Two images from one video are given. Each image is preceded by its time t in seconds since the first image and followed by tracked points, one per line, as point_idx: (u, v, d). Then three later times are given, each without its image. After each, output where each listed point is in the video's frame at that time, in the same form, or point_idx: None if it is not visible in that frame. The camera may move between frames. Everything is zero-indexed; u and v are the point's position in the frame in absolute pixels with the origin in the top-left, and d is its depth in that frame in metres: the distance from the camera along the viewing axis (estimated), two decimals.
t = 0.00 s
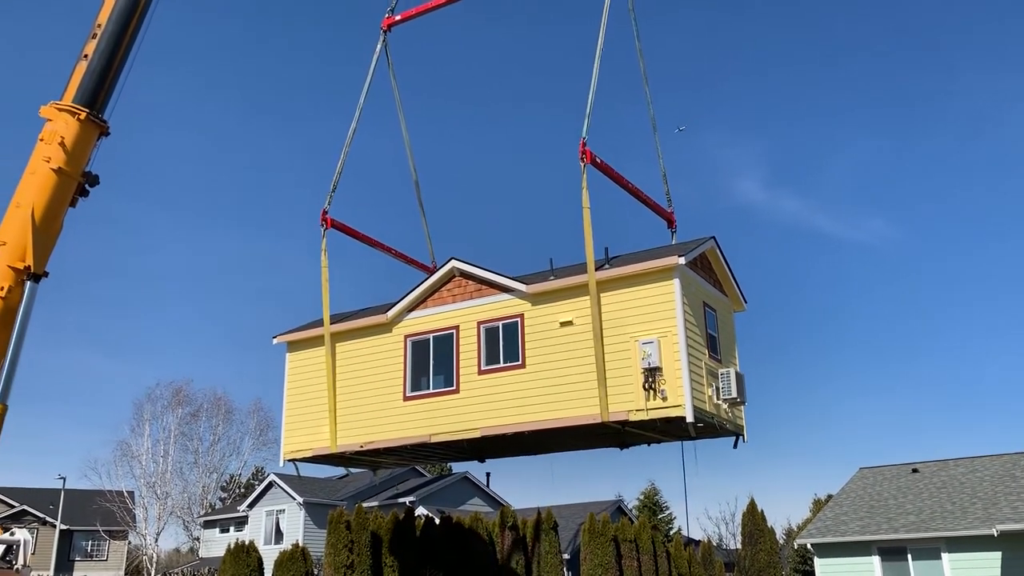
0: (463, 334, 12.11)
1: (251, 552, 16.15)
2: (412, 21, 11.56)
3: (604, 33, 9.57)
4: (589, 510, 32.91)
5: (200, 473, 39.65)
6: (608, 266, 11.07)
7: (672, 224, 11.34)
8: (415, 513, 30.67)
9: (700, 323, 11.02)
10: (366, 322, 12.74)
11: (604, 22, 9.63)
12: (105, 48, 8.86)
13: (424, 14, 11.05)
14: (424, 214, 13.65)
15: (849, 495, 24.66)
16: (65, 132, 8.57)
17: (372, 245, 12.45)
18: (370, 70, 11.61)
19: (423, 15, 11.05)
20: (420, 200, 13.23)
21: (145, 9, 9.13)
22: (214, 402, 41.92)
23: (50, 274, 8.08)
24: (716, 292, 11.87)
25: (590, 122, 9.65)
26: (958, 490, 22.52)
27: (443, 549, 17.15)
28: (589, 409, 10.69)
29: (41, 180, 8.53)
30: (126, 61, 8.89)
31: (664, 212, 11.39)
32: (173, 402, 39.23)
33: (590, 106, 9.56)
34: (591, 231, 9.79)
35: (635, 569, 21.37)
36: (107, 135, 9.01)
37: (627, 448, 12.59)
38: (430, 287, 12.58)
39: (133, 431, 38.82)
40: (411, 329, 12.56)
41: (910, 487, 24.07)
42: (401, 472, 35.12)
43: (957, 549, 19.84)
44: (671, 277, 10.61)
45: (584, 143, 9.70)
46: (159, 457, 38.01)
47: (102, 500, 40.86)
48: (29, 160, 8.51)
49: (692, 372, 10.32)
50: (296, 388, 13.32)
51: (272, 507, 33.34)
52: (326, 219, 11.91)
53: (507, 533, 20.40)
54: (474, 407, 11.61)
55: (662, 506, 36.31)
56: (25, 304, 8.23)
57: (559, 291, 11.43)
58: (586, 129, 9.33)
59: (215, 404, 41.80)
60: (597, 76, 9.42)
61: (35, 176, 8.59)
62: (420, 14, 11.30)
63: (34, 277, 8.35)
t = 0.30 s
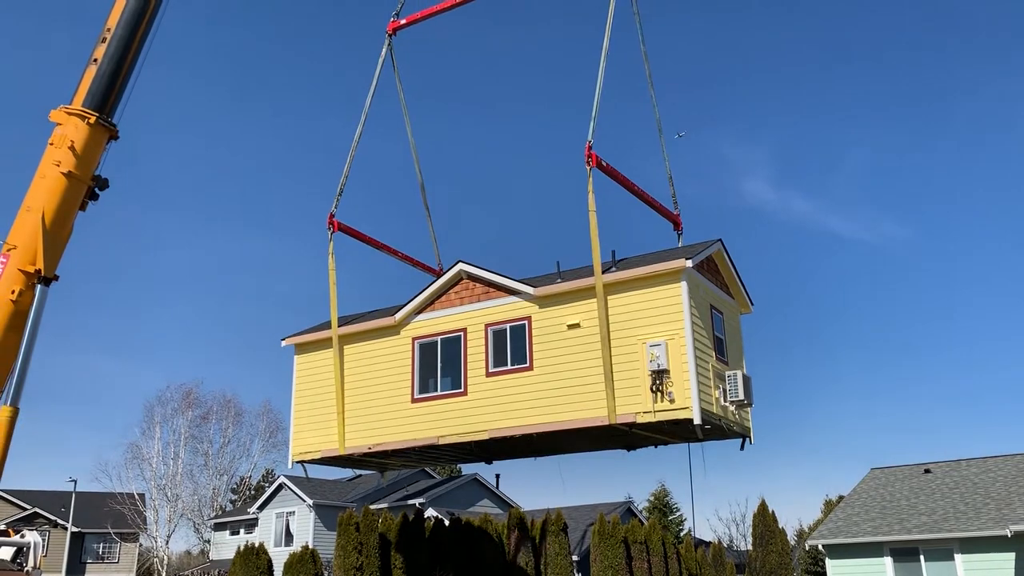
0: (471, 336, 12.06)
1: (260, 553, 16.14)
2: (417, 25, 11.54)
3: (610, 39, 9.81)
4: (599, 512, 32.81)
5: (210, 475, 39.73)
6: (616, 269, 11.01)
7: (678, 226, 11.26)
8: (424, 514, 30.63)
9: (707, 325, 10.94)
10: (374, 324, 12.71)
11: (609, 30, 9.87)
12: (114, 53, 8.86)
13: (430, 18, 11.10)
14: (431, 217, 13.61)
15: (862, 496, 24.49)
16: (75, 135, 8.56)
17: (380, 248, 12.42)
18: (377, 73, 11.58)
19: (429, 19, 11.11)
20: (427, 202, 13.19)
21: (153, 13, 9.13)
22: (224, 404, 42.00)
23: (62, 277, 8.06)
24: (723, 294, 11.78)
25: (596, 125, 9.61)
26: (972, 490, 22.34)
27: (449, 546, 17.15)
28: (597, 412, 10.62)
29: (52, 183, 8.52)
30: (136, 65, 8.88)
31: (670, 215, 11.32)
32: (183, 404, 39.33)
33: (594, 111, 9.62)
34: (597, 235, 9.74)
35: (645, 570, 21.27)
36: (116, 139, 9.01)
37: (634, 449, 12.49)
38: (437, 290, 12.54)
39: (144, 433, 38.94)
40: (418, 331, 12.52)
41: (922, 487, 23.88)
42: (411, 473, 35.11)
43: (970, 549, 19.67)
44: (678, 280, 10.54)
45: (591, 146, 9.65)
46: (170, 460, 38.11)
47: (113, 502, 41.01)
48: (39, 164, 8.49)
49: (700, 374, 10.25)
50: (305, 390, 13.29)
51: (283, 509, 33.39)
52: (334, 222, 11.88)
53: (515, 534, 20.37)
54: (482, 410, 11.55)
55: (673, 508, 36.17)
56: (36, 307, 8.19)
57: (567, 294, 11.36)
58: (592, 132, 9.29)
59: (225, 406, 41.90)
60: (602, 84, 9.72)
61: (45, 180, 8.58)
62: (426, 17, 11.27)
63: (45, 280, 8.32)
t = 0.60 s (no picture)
0: (478, 338, 12.03)
1: (271, 554, 16.17)
2: (423, 27, 11.53)
3: (615, 38, 9.67)
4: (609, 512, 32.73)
5: (221, 477, 39.84)
6: (622, 270, 10.96)
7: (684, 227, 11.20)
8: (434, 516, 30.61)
9: (714, 326, 10.88)
10: (381, 325, 12.71)
11: (615, 28, 9.72)
12: (124, 56, 8.88)
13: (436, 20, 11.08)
14: (437, 218, 13.59)
15: (874, 495, 24.33)
16: (86, 139, 8.58)
17: (387, 250, 12.41)
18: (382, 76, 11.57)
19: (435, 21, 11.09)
20: (433, 204, 13.18)
21: (163, 17, 9.14)
22: (235, 405, 42.11)
23: (73, 279, 8.07)
24: (729, 295, 11.71)
25: (602, 127, 9.57)
26: (985, 489, 22.16)
27: (455, 539, 17.21)
28: (604, 413, 10.58)
29: (63, 186, 8.53)
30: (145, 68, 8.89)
31: (676, 215, 11.27)
32: (195, 406, 39.45)
33: (601, 112, 9.59)
34: (604, 237, 9.70)
35: (656, 571, 21.18)
36: (126, 142, 9.02)
37: (641, 449, 12.43)
38: (444, 292, 12.53)
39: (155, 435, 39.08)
40: (426, 332, 12.50)
41: (935, 486, 23.71)
42: (421, 474, 35.12)
43: (984, 549, 19.50)
44: (685, 282, 10.49)
45: (597, 148, 9.61)
46: (181, 461, 38.24)
47: (126, 504, 41.20)
48: (50, 168, 8.51)
49: (707, 375, 10.19)
50: (314, 391, 13.30)
51: (294, 510, 33.46)
52: (341, 224, 11.88)
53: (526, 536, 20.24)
54: (490, 411, 11.52)
55: (684, 508, 36.04)
56: (47, 311, 8.20)
57: (574, 295, 11.33)
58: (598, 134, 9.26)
59: (236, 408, 42.01)
60: (607, 85, 9.67)
61: (56, 184, 8.59)
62: (432, 20, 11.26)
63: (56, 283, 8.33)
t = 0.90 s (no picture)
0: (484, 338, 12.02)
1: (280, 554, 16.19)
2: (429, 27, 11.51)
3: (621, 37, 9.52)
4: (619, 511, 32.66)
5: (232, 477, 39.98)
6: (629, 271, 10.93)
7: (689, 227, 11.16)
8: (444, 516, 30.61)
9: (719, 326, 10.83)
10: (388, 326, 12.71)
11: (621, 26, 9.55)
12: (133, 59, 8.91)
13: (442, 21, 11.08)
14: (443, 218, 13.58)
15: (886, 494, 24.19)
16: (95, 141, 8.62)
17: (393, 251, 12.41)
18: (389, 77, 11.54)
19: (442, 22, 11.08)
20: (440, 205, 13.17)
21: (171, 20, 9.17)
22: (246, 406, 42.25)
23: (83, 281, 8.10)
24: (734, 295, 11.66)
25: (607, 128, 9.52)
26: (998, 488, 22.00)
27: (463, 537, 17.22)
28: (610, 413, 10.55)
29: (72, 189, 8.57)
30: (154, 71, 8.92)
31: (682, 216, 11.22)
32: (206, 406, 39.60)
33: (607, 112, 9.51)
34: (609, 238, 9.66)
35: (666, 570, 21.11)
36: (136, 144, 9.06)
37: (646, 449, 12.39)
38: (451, 292, 12.52)
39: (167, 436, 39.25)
40: (433, 332, 12.49)
41: (947, 485, 23.56)
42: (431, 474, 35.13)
43: (996, 548, 19.38)
44: (690, 282, 10.45)
45: (602, 150, 9.57)
46: (193, 462, 38.39)
47: (138, 505, 41.39)
48: (60, 170, 8.55)
49: (712, 375, 10.16)
50: (321, 391, 13.31)
51: (304, 510, 33.53)
52: (348, 225, 11.89)
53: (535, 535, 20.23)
54: (496, 411, 11.51)
55: (694, 507, 35.93)
56: (58, 312, 8.24)
57: (579, 296, 11.30)
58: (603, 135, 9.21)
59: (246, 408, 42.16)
60: (614, 84, 9.52)
61: (66, 186, 8.63)
62: (438, 21, 11.24)
63: (67, 285, 8.36)
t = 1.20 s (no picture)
0: (489, 338, 12.00)
1: (289, 553, 16.23)
2: (435, 27, 11.49)
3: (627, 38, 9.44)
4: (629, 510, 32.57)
5: (244, 476, 40.15)
6: (634, 270, 10.89)
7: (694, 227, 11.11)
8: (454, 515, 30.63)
9: (723, 326, 10.78)
10: (394, 325, 12.71)
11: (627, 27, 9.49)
12: (141, 60, 8.94)
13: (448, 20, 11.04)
14: (449, 218, 13.57)
15: (897, 492, 24.03)
16: (105, 141, 8.65)
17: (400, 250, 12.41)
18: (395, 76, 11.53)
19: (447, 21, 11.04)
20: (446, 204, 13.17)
21: (180, 21, 9.19)
22: (256, 405, 42.41)
23: (94, 281, 8.13)
24: (739, 294, 11.61)
25: (613, 128, 9.47)
26: (1011, 486, 21.84)
27: (471, 534, 17.25)
28: (615, 412, 10.51)
29: (83, 189, 8.60)
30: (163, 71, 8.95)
31: (687, 215, 11.16)
32: (217, 406, 39.77)
33: (613, 112, 9.45)
34: (614, 237, 9.63)
35: (676, 569, 21.06)
36: (146, 144, 9.08)
37: (651, 448, 12.34)
38: (456, 292, 12.51)
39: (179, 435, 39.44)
40: (439, 332, 12.48)
41: (960, 483, 23.40)
42: (441, 472, 35.14)
43: (1008, 546, 19.25)
44: (694, 282, 10.39)
45: (607, 150, 9.54)
46: (204, 461, 38.56)
47: (150, 504, 41.61)
48: (70, 170, 8.58)
49: (717, 375, 10.11)
50: (328, 391, 13.31)
51: (315, 509, 33.62)
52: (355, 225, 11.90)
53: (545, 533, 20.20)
54: (501, 410, 11.49)
55: (705, 505, 35.82)
56: (68, 312, 8.27)
57: (584, 295, 11.27)
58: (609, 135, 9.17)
59: (257, 408, 42.31)
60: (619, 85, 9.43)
61: (76, 186, 8.67)
62: (445, 20, 11.22)
63: (77, 285, 8.39)
